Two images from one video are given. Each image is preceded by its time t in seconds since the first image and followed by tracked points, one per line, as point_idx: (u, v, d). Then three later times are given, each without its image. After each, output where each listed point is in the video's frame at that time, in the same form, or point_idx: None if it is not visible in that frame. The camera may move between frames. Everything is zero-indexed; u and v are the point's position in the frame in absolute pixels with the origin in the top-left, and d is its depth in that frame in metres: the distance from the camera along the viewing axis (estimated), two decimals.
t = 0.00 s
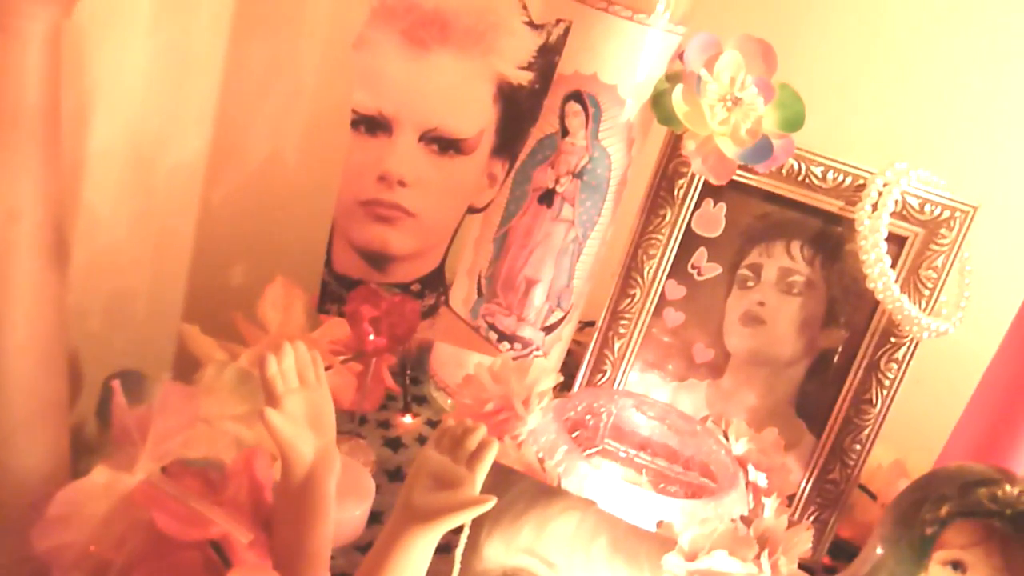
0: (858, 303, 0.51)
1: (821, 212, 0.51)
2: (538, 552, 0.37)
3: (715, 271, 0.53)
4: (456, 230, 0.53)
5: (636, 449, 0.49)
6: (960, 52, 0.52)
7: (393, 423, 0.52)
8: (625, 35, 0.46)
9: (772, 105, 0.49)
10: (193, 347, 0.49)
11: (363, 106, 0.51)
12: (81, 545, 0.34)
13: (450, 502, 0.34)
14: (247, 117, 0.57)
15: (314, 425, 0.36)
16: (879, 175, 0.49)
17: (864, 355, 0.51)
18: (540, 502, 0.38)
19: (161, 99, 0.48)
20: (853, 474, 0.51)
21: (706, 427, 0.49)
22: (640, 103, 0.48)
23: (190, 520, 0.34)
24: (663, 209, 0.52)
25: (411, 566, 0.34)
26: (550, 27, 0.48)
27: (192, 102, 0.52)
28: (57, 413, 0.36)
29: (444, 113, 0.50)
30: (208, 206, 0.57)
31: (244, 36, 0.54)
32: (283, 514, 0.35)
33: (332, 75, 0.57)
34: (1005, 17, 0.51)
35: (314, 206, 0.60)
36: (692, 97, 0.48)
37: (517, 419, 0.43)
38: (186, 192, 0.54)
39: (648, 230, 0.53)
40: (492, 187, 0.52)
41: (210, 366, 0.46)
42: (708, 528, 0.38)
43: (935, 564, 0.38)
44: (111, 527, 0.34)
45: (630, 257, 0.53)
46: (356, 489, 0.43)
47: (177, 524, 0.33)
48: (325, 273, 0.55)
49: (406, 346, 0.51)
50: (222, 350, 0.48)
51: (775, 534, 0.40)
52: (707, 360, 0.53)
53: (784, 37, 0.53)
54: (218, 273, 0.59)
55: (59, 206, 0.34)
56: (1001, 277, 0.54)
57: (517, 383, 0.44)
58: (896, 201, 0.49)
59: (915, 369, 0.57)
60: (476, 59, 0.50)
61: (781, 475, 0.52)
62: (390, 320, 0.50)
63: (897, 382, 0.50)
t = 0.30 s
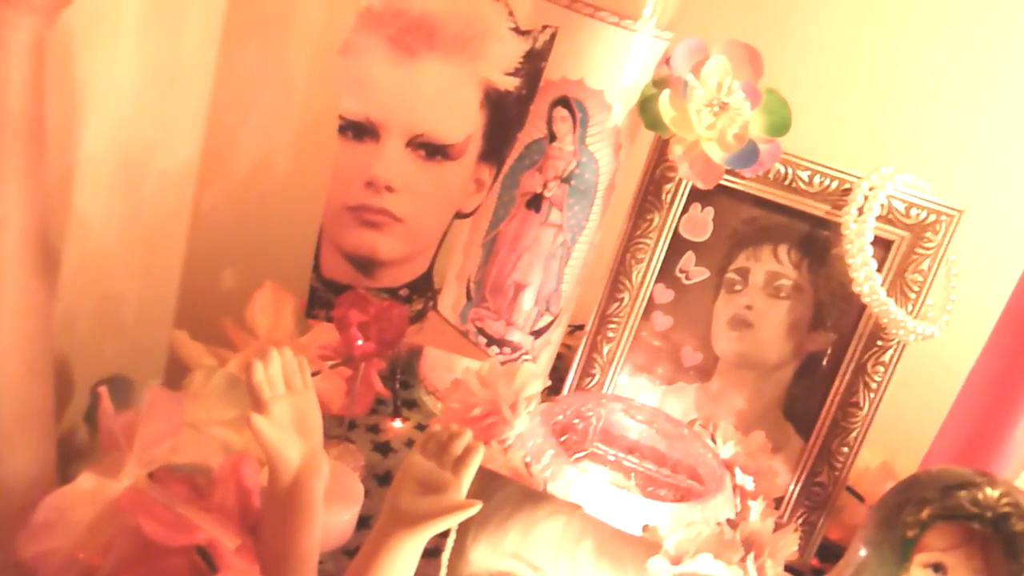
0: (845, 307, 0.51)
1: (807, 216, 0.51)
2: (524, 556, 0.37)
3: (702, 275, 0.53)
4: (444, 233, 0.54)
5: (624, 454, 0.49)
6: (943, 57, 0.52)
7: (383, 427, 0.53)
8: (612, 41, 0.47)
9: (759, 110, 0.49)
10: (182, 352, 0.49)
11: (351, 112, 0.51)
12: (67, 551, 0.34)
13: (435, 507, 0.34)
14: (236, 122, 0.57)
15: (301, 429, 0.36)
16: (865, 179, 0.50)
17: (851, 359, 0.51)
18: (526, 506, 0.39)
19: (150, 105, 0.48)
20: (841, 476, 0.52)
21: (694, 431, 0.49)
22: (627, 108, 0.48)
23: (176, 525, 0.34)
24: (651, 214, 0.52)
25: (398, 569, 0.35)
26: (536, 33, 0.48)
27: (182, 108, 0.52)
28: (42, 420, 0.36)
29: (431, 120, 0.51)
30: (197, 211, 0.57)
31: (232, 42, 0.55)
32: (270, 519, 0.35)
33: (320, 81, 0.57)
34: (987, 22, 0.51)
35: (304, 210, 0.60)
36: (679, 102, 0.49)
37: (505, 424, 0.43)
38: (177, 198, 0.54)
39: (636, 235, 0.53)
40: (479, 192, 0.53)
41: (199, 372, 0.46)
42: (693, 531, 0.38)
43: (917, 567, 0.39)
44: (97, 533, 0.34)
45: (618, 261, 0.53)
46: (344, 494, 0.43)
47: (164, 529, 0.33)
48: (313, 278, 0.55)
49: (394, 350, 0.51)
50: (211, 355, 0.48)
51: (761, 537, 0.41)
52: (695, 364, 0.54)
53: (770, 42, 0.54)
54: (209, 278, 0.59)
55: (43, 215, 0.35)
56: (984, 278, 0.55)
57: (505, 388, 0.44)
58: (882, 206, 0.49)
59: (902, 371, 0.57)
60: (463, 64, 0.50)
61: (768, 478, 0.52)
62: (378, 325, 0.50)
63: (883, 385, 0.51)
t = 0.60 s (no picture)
0: (833, 312, 0.51)
1: (795, 222, 0.51)
2: (512, 561, 0.37)
3: (691, 281, 0.53)
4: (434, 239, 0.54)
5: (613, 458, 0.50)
6: (930, 64, 0.53)
7: (374, 432, 0.53)
8: (603, 47, 0.47)
9: (746, 116, 0.49)
10: (172, 358, 0.49)
11: (340, 118, 0.51)
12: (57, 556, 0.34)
13: (422, 513, 0.34)
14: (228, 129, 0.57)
15: (291, 436, 0.36)
16: (852, 186, 0.50)
17: (839, 364, 0.51)
18: (514, 511, 0.39)
19: (142, 111, 0.49)
20: (828, 481, 0.52)
21: (682, 436, 0.50)
22: (616, 116, 0.49)
23: (164, 531, 0.34)
24: (640, 220, 0.53)
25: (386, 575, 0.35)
26: (525, 41, 0.49)
27: (173, 112, 0.52)
28: (31, 427, 0.36)
29: (419, 126, 0.51)
30: (189, 217, 0.57)
31: (224, 47, 0.55)
32: (259, 524, 0.36)
33: (311, 88, 0.57)
34: (973, 30, 0.52)
35: (295, 216, 0.60)
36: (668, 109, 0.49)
37: (494, 429, 0.43)
38: (169, 204, 0.54)
39: (625, 241, 0.53)
40: (468, 199, 0.53)
41: (190, 378, 0.46)
42: (680, 537, 0.38)
43: (900, 571, 0.39)
44: (86, 540, 0.35)
45: (608, 267, 0.54)
46: (334, 499, 0.43)
47: (152, 536, 0.34)
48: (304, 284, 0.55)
49: (387, 354, 0.51)
50: (201, 361, 0.48)
51: (748, 541, 0.41)
52: (684, 368, 0.54)
53: (759, 49, 0.54)
54: (200, 283, 0.59)
55: (31, 223, 0.35)
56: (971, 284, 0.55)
57: (494, 394, 0.44)
58: (869, 212, 0.50)
59: (891, 376, 0.57)
60: (453, 72, 0.51)
61: (756, 483, 0.52)
62: (367, 331, 0.50)
63: (871, 390, 0.51)
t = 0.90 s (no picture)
0: (820, 320, 0.52)
1: (783, 231, 0.52)
2: (500, 570, 0.37)
3: (680, 289, 0.53)
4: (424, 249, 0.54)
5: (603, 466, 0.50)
6: (916, 75, 0.53)
7: (364, 440, 0.53)
8: (592, 57, 0.47)
9: (734, 126, 0.50)
10: (163, 367, 0.49)
11: (330, 129, 0.51)
12: (46, 567, 0.34)
13: (411, 522, 0.34)
14: (219, 137, 0.57)
15: (280, 446, 0.36)
16: (838, 195, 0.50)
17: (826, 371, 0.52)
18: (501, 521, 0.39)
19: (134, 121, 0.49)
20: (817, 487, 0.52)
21: (670, 443, 0.50)
22: (605, 125, 0.49)
23: (154, 542, 0.34)
24: (628, 229, 0.53)
25: None
26: (513, 53, 0.49)
27: (165, 121, 0.52)
28: (21, 438, 0.36)
29: (409, 136, 0.51)
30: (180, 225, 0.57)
31: (215, 56, 0.55)
32: (250, 533, 0.36)
33: (302, 97, 0.58)
34: (958, 42, 0.53)
35: (287, 224, 0.60)
36: (655, 119, 0.49)
37: (483, 437, 0.44)
38: (161, 212, 0.54)
39: (614, 249, 0.53)
40: (458, 209, 0.53)
41: (181, 387, 0.46)
42: (666, 545, 0.39)
43: None
44: (75, 550, 0.35)
45: (597, 275, 0.54)
46: (324, 508, 0.43)
47: (142, 546, 0.34)
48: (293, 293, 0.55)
49: (378, 362, 0.51)
50: (192, 370, 0.48)
51: (735, 548, 0.42)
52: (673, 376, 0.54)
53: (747, 59, 0.54)
54: (191, 291, 0.59)
55: (21, 235, 0.35)
56: (956, 291, 0.56)
57: (483, 402, 0.45)
58: (855, 221, 0.50)
59: (878, 383, 0.58)
60: (442, 82, 0.51)
61: (745, 489, 0.52)
62: (358, 340, 0.50)
63: (858, 397, 0.51)
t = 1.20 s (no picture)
0: (809, 327, 0.52)
1: (772, 239, 0.52)
2: None
3: (669, 296, 0.54)
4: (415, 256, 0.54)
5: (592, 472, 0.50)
6: (905, 85, 0.54)
7: (356, 446, 0.53)
8: (582, 67, 0.48)
9: (723, 135, 0.50)
10: (156, 373, 0.50)
11: (321, 138, 0.51)
12: (35, 574, 0.35)
13: (401, 528, 0.35)
14: (214, 144, 0.57)
15: (271, 454, 0.37)
16: (826, 204, 0.51)
17: (814, 378, 0.52)
18: (491, 527, 0.39)
19: (125, 130, 0.49)
20: (806, 493, 0.53)
21: (660, 449, 0.50)
22: (595, 133, 0.50)
23: (146, 548, 0.34)
24: (619, 236, 0.53)
25: None
26: (504, 63, 0.50)
27: (157, 132, 0.52)
28: (14, 445, 0.37)
29: (401, 145, 0.52)
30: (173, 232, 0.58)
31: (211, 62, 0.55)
32: (240, 538, 0.36)
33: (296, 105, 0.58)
34: (947, 53, 0.53)
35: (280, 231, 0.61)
36: (645, 128, 0.50)
37: (473, 445, 0.45)
38: (154, 219, 0.54)
39: (605, 257, 0.54)
40: (449, 216, 0.54)
41: (173, 394, 0.46)
42: (654, 550, 0.41)
43: None
44: (67, 557, 0.35)
45: (587, 283, 0.54)
46: (316, 514, 0.43)
47: (134, 552, 0.34)
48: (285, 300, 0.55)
49: (370, 368, 0.52)
50: (185, 377, 0.49)
51: (723, 554, 0.43)
52: (663, 382, 0.55)
53: (737, 68, 0.55)
54: (184, 297, 0.59)
55: (15, 243, 0.36)
56: (944, 299, 0.57)
57: (473, 410, 0.46)
58: (843, 229, 0.51)
59: (867, 389, 0.58)
60: (433, 92, 0.51)
61: (733, 496, 0.53)
62: (349, 348, 0.50)
63: (846, 404, 0.52)
